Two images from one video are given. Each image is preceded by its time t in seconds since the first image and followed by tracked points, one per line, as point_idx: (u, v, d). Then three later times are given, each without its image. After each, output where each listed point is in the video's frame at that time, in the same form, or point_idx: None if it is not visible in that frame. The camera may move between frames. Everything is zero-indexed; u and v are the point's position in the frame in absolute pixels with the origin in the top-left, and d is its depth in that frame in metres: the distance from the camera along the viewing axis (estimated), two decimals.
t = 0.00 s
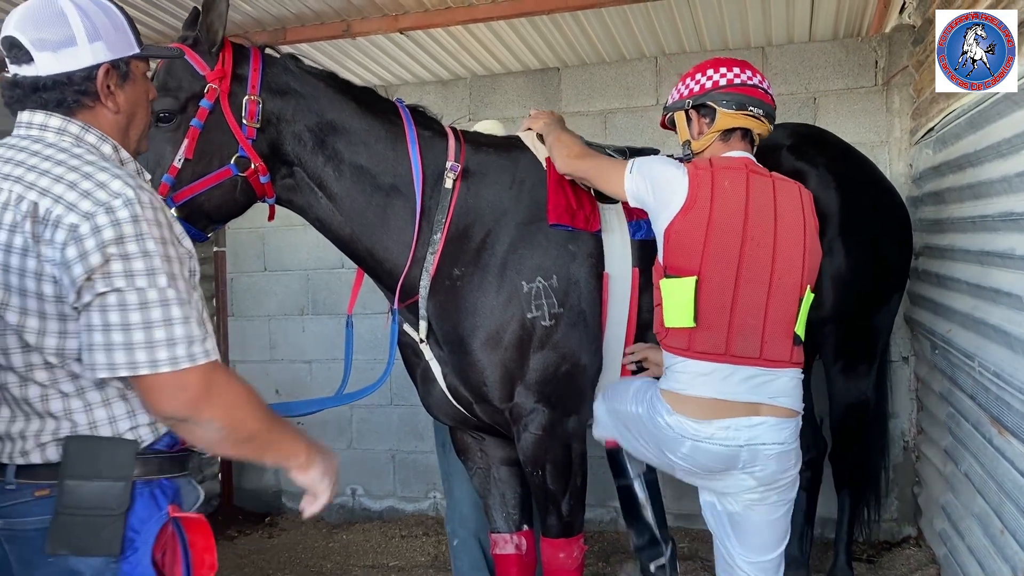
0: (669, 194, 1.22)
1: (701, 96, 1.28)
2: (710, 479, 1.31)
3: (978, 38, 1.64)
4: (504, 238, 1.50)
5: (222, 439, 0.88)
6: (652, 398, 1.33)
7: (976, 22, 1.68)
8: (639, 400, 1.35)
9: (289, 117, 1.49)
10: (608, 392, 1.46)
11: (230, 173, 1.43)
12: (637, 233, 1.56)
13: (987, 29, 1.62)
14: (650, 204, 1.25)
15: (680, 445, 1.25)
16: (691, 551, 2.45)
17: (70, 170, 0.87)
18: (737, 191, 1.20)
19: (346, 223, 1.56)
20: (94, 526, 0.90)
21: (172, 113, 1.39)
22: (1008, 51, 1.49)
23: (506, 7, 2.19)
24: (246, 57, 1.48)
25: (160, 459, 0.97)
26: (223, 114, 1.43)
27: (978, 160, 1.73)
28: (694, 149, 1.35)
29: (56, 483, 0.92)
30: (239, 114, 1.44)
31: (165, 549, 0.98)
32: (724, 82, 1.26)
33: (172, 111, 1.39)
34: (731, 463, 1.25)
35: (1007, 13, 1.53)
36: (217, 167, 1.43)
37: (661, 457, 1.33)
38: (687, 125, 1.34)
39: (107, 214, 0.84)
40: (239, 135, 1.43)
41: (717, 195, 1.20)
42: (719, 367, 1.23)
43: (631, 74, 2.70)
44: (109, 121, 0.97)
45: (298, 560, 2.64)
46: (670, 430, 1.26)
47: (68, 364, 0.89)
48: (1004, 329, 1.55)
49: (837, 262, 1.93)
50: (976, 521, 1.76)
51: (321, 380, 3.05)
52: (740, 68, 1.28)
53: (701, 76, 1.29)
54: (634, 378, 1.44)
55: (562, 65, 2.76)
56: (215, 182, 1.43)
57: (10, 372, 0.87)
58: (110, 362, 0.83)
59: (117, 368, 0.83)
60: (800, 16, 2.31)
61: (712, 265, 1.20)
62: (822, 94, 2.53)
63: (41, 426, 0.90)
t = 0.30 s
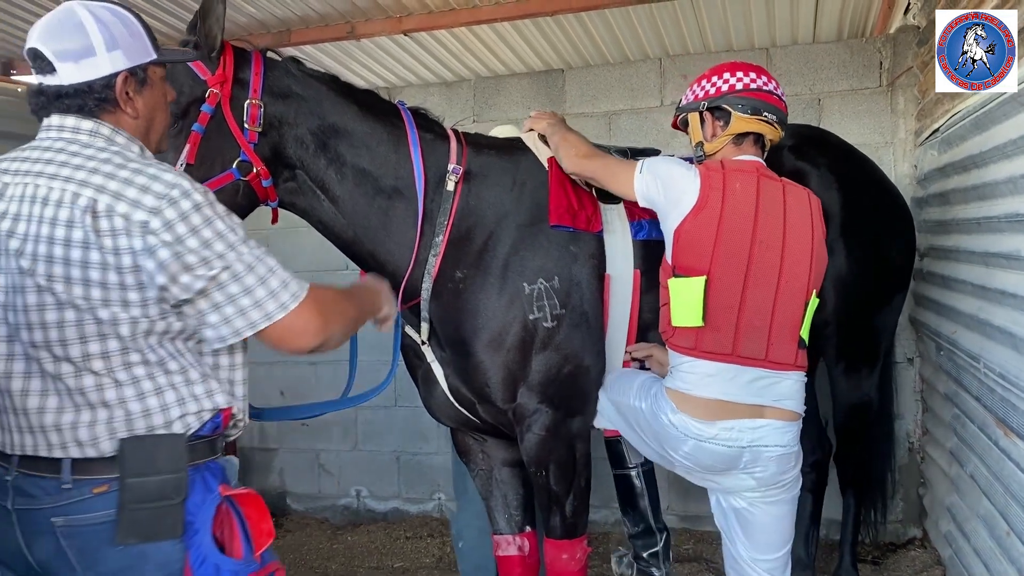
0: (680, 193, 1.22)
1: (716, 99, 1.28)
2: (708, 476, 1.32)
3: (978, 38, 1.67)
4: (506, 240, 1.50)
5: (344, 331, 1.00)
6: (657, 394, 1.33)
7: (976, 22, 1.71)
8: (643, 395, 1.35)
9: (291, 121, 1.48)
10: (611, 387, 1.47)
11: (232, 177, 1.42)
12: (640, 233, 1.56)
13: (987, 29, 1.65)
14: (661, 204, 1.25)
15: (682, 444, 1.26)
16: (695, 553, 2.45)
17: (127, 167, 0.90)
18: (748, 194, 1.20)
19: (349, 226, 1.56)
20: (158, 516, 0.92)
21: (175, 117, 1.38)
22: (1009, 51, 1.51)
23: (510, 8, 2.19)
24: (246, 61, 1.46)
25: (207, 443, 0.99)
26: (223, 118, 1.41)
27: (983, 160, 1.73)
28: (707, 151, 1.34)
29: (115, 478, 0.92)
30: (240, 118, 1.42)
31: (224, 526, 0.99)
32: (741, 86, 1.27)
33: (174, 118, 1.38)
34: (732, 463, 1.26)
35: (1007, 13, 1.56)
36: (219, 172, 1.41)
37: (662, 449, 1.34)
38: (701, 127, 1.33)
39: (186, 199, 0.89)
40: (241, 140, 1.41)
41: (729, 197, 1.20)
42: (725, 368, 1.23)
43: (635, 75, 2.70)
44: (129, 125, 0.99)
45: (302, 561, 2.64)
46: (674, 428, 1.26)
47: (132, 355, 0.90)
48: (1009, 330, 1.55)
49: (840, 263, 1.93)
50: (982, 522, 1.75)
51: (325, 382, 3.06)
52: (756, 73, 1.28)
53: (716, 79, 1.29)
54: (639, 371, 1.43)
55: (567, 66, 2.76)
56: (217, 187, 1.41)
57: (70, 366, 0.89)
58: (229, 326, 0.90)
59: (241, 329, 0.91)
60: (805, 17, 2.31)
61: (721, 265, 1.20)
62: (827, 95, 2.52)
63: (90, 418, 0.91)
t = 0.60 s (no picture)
0: (687, 199, 1.21)
1: (726, 104, 1.28)
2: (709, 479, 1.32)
3: (978, 38, 1.69)
4: (510, 244, 1.50)
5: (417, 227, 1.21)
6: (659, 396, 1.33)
7: (976, 22, 1.72)
8: (646, 398, 1.35)
9: (292, 125, 1.48)
10: (614, 390, 1.47)
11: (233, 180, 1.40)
12: (643, 237, 1.57)
13: (987, 29, 1.66)
14: (667, 208, 1.24)
15: (684, 448, 1.26)
16: (700, 556, 2.45)
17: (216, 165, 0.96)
18: (756, 200, 1.20)
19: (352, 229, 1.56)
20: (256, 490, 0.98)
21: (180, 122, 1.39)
22: (1008, 52, 1.55)
23: (514, 12, 2.19)
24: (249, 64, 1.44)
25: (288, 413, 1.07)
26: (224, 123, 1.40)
27: (989, 164, 1.72)
28: (716, 157, 1.33)
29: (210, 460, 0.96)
30: (242, 123, 1.41)
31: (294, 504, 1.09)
32: (751, 93, 1.27)
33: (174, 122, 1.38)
34: (733, 469, 1.26)
35: (1007, 13, 1.59)
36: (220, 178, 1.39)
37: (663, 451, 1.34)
38: (709, 133, 1.32)
39: (282, 185, 0.96)
40: (242, 145, 1.40)
41: (736, 202, 1.19)
42: (730, 374, 1.23)
43: (639, 78, 2.70)
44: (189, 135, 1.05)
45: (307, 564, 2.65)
46: (676, 431, 1.26)
47: (230, 340, 0.95)
48: (1016, 334, 1.54)
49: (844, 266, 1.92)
50: (988, 527, 1.75)
51: (329, 384, 3.05)
52: (766, 81, 1.29)
53: (726, 84, 1.30)
54: (641, 375, 1.44)
55: (571, 69, 2.76)
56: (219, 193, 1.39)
57: (171, 354, 0.91)
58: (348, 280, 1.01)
59: (353, 274, 1.01)
60: (810, 20, 2.31)
61: (728, 270, 1.20)
62: (832, 98, 2.52)
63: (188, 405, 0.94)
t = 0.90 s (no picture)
0: (688, 199, 1.21)
1: (731, 104, 1.28)
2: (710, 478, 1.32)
3: (978, 38, 1.69)
4: (518, 242, 1.50)
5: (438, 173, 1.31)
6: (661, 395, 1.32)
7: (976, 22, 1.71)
8: (648, 397, 1.34)
9: (299, 122, 1.49)
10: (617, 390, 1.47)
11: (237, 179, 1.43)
12: (649, 234, 1.57)
13: (987, 29, 1.66)
14: (673, 205, 1.23)
15: (685, 448, 1.26)
16: (705, 555, 2.44)
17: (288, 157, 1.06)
18: (762, 199, 1.20)
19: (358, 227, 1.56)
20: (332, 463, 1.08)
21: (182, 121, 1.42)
22: (1010, 51, 1.55)
23: (518, 10, 2.19)
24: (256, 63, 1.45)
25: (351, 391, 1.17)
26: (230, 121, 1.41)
27: (994, 161, 1.72)
28: (719, 157, 1.33)
29: (293, 436, 1.05)
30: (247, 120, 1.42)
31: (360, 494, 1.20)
32: (756, 93, 1.27)
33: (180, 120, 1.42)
34: (736, 468, 1.25)
35: (1007, 13, 1.59)
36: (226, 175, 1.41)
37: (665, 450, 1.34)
38: (713, 132, 1.32)
39: (350, 171, 1.09)
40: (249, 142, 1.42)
41: (742, 201, 1.19)
42: (735, 372, 1.23)
43: (643, 77, 2.70)
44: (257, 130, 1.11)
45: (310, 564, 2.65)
46: (679, 431, 1.26)
47: (314, 315, 1.07)
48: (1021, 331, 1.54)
49: (848, 264, 1.92)
50: (995, 524, 1.74)
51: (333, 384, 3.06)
52: (770, 81, 1.28)
53: (730, 84, 1.29)
54: (645, 375, 1.43)
55: (574, 68, 2.76)
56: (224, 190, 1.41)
57: (269, 337, 1.02)
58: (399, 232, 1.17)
59: (402, 226, 1.17)
60: (813, 18, 2.30)
61: (733, 268, 1.20)
62: (835, 96, 2.52)
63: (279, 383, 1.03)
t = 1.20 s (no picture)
0: (690, 200, 1.21)
1: (738, 102, 1.27)
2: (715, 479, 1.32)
3: (978, 38, 1.68)
4: (522, 244, 1.50)
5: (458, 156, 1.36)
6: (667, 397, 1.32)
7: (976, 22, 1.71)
8: (653, 399, 1.36)
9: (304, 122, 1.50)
10: (622, 392, 1.47)
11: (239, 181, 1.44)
12: (656, 237, 1.57)
13: (987, 29, 1.66)
14: (679, 205, 1.23)
15: (692, 450, 1.26)
16: (706, 555, 2.44)
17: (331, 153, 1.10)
18: (769, 199, 1.19)
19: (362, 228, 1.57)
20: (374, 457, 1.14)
21: (185, 122, 1.43)
22: (1010, 51, 1.55)
23: (519, 10, 2.19)
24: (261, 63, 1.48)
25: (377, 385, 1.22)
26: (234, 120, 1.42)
27: (995, 160, 1.72)
28: (727, 155, 1.32)
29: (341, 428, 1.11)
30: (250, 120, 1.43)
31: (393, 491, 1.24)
32: (763, 90, 1.26)
33: (185, 119, 1.43)
34: (741, 470, 1.26)
35: (1008, 12, 1.59)
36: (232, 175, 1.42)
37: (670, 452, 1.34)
38: (720, 130, 1.31)
39: (385, 162, 1.15)
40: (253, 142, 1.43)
41: (750, 201, 1.19)
42: (742, 374, 1.23)
43: (643, 76, 2.69)
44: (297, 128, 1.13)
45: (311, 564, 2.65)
46: (684, 433, 1.26)
47: (357, 305, 1.13)
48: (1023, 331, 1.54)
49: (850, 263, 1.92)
50: (996, 524, 1.74)
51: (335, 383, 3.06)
52: (777, 77, 1.27)
53: (736, 82, 1.29)
54: (649, 377, 1.44)
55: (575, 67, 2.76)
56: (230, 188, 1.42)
57: (322, 326, 1.07)
58: (424, 218, 1.25)
59: (426, 211, 1.25)
60: (814, 16, 2.30)
61: (740, 271, 1.20)
62: (837, 95, 2.51)
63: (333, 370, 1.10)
